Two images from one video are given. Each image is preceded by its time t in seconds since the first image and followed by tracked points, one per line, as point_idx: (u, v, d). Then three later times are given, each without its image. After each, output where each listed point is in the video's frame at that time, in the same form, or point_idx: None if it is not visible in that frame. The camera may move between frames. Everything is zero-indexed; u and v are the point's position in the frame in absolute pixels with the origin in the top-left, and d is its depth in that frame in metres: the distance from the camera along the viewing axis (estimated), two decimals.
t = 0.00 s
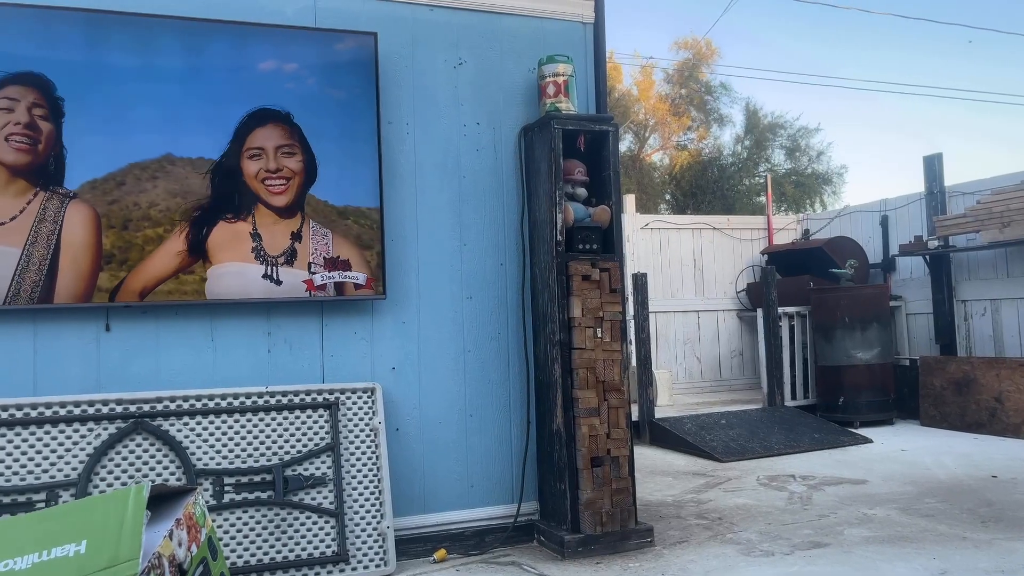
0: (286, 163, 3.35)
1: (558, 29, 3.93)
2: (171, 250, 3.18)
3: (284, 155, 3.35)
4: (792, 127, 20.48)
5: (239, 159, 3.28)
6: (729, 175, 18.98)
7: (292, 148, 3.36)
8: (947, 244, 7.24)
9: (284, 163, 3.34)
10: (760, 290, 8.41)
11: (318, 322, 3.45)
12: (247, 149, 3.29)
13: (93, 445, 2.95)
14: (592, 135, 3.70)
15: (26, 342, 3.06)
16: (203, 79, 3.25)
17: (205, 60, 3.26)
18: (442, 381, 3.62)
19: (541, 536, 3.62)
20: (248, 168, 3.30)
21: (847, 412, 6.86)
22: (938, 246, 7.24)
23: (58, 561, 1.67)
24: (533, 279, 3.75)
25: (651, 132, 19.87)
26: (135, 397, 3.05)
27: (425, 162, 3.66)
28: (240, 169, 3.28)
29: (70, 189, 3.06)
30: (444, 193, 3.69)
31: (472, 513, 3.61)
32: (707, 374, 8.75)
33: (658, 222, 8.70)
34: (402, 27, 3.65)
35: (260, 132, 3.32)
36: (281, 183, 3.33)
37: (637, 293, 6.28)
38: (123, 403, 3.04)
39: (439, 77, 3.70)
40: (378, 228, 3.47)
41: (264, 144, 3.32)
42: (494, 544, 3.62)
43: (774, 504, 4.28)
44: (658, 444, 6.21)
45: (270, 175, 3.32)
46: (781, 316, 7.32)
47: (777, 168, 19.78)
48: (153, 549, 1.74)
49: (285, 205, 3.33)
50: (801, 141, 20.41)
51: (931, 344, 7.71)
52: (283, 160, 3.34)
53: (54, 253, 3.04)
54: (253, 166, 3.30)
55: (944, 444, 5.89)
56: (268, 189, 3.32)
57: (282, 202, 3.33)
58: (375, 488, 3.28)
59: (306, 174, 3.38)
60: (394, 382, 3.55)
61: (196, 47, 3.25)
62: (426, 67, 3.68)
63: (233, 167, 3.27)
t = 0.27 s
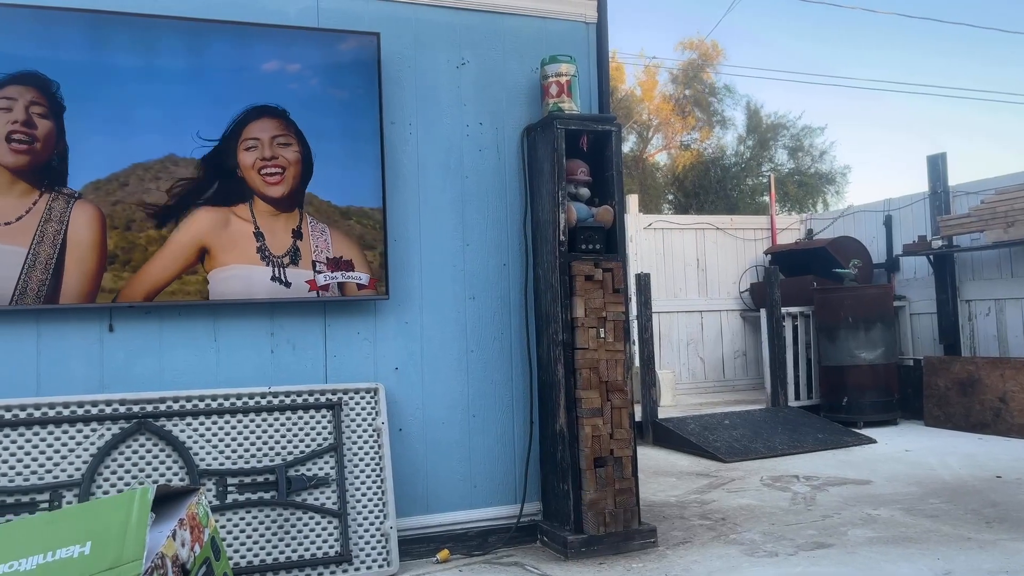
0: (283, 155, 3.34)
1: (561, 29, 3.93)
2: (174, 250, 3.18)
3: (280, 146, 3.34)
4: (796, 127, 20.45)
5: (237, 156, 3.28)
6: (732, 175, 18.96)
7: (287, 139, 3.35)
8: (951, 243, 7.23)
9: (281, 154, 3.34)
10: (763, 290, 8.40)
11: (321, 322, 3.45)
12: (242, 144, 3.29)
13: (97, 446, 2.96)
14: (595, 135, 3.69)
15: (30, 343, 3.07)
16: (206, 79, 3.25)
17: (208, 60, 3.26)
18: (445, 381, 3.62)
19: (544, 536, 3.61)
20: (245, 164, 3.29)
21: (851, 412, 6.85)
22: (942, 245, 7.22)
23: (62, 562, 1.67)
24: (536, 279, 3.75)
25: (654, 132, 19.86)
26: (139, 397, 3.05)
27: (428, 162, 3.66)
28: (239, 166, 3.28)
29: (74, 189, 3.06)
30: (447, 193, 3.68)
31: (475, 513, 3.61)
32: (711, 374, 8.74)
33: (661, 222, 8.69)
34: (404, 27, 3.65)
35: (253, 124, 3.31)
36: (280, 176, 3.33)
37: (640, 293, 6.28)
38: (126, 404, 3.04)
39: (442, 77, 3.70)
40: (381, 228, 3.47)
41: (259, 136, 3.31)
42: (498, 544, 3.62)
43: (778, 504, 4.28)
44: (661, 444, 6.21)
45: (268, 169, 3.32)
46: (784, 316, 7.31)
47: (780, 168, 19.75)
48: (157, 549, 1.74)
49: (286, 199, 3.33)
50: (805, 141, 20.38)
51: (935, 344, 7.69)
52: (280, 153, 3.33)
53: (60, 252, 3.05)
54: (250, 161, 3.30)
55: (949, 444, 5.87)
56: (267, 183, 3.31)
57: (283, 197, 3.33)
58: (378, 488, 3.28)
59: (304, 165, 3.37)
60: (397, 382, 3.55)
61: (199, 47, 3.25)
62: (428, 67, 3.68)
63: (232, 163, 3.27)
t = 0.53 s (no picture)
0: (281, 151, 3.33)
1: (563, 28, 3.93)
2: (179, 249, 3.18)
3: (276, 142, 3.33)
4: (799, 125, 20.42)
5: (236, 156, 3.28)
6: (735, 174, 18.93)
7: (284, 135, 3.34)
8: (954, 242, 7.21)
9: (278, 151, 3.33)
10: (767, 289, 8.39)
11: (325, 322, 3.45)
12: (240, 143, 3.28)
13: (101, 445, 2.96)
14: (598, 134, 3.69)
15: (34, 342, 3.07)
16: (209, 79, 3.26)
17: (211, 61, 3.27)
18: (449, 381, 3.62)
19: (547, 535, 3.61)
20: (244, 164, 3.29)
21: (854, 411, 6.84)
22: (946, 244, 7.21)
23: (67, 560, 1.67)
24: (539, 278, 3.75)
25: (657, 131, 19.85)
26: (143, 397, 3.06)
27: (431, 161, 3.66)
28: (239, 165, 3.28)
29: (78, 189, 3.07)
30: (450, 192, 3.69)
31: (479, 512, 3.61)
32: (714, 372, 8.73)
33: (664, 221, 8.68)
34: (408, 27, 3.65)
35: (249, 122, 3.30)
36: (280, 173, 3.33)
37: (643, 292, 6.27)
38: (130, 403, 3.04)
39: (445, 77, 3.70)
40: (384, 228, 3.47)
41: (256, 134, 3.30)
42: (501, 543, 3.62)
43: (781, 503, 4.27)
44: (664, 443, 6.21)
45: (267, 167, 3.31)
46: (788, 315, 7.30)
47: (783, 167, 19.72)
48: (161, 548, 1.74)
49: (286, 196, 3.34)
50: (808, 139, 20.34)
51: (939, 343, 7.67)
52: (277, 149, 3.33)
53: (63, 251, 3.05)
54: (249, 161, 3.30)
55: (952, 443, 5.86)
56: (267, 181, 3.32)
57: (285, 194, 3.34)
58: (382, 488, 3.28)
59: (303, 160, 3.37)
60: (401, 381, 3.55)
61: (203, 47, 3.26)
62: (431, 66, 3.68)
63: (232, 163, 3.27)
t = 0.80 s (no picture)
0: (279, 154, 3.34)
1: (566, 26, 3.93)
2: (184, 249, 3.19)
3: (275, 144, 3.34)
4: (802, 123, 20.39)
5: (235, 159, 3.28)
6: (738, 172, 18.91)
7: (282, 137, 3.35)
8: (958, 239, 7.20)
9: (277, 153, 3.34)
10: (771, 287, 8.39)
11: (329, 320, 3.47)
12: (239, 146, 3.29)
13: (107, 443, 2.98)
14: (601, 132, 3.70)
15: (40, 342, 3.09)
16: (214, 79, 3.27)
17: (215, 60, 3.28)
18: (453, 379, 3.63)
19: (552, 533, 3.62)
20: (243, 167, 3.29)
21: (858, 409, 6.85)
22: (950, 241, 7.19)
23: (73, 558, 1.68)
24: (543, 276, 3.76)
25: (660, 129, 19.83)
26: (148, 395, 3.07)
27: (434, 160, 3.67)
28: (239, 168, 3.29)
29: (84, 188, 3.08)
30: (453, 191, 3.69)
31: (483, 510, 3.62)
32: (717, 370, 8.73)
33: (667, 219, 8.68)
34: (411, 26, 3.66)
35: (251, 123, 3.31)
36: (279, 175, 3.34)
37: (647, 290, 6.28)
38: (135, 401, 3.06)
39: (448, 75, 3.71)
40: (388, 226, 3.48)
41: (254, 137, 3.31)
42: (505, 540, 3.63)
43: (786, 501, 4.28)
44: (668, 441, 6.21)
45: (266, 169, 3.32)
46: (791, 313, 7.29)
47: (787, 165, 19.70)
48: (167, 546, 1.75)
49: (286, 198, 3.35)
50: (811, 137, 20.31)
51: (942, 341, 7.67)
52: (276, 151, 3.34)
53: (59, 248, 3.05)
54: (247, 164, 3.30)
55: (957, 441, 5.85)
56: (266, 183, 3.32)
57: (284, 195, 3.35)
58: (386, 486, 3.29)
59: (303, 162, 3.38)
60: (405, 379, 3.56)
61: (207, 47, 3.27)
62: (434, 65, 3.69)
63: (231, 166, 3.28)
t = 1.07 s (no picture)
0: (278, 155, 3.34)
1: (570, 23, 3.92)
2: (187, 250, 3.20)
3: (274, 145, 3.34)
4: (807, 119, 20.34)
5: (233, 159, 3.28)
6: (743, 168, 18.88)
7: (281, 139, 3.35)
8: (964, 236, 7.18)
9: (275, 155, 3.34)
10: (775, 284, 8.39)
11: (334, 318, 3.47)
12: (237, 146, 3.28)
13: (113, 441, 2.99)
14: (605, 129, 3.70)
15: (46, 340, 3.10)
16: (218, 77, 3.27)
17: (220, 59, 3.28)
18: (457, 377, 3.63)
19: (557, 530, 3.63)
20: (241, 167, 3.29)
21: (863, 405, 6.86)
22: (955, 238, 7.17)
23: (81, 556, 1.68)
24: (548, 273, 3.76)
25: (664, 126, 19.81)
26: (154, 393, 3.08)
27: (439, 158, 3.67)
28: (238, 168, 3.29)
29: (89, 187, 3.09)
30: (458, 188, 3.69)
31: (488, 508, 3.62)
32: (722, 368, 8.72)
33: (672, 216, 8.67)
34: (415, 24, 3.66)
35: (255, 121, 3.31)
36: (277, 176, 3.34)
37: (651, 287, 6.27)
38: (141, 399, 3.07)
39: (452, 73, 3.71)
40: (392, 224, 3.48)
41: (253, 139, 3.31)
42: (510, 537, 3.64)
43: (790, 498, 4.28)
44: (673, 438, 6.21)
45: (264, 171, 3.32)
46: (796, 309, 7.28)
47: (792, 161, 19.66)
48: (174, 543, 1.76)
49: (286, 198, 3.35)
50: (816, 134, 20.27)
51: (948, 337, 7.65)
52: (275, 153, 3.34)
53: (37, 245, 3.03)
54: (245, 165, 3.30)
55: (962, 437, 5.84)
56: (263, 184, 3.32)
57: (281, 198, 3.34)
58: (392, 483, 3.30)
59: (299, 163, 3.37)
60: (410, 377, 3.56)
61: (211, 46, 3.27)
62: (438, 62, 3.69)
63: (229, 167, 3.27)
